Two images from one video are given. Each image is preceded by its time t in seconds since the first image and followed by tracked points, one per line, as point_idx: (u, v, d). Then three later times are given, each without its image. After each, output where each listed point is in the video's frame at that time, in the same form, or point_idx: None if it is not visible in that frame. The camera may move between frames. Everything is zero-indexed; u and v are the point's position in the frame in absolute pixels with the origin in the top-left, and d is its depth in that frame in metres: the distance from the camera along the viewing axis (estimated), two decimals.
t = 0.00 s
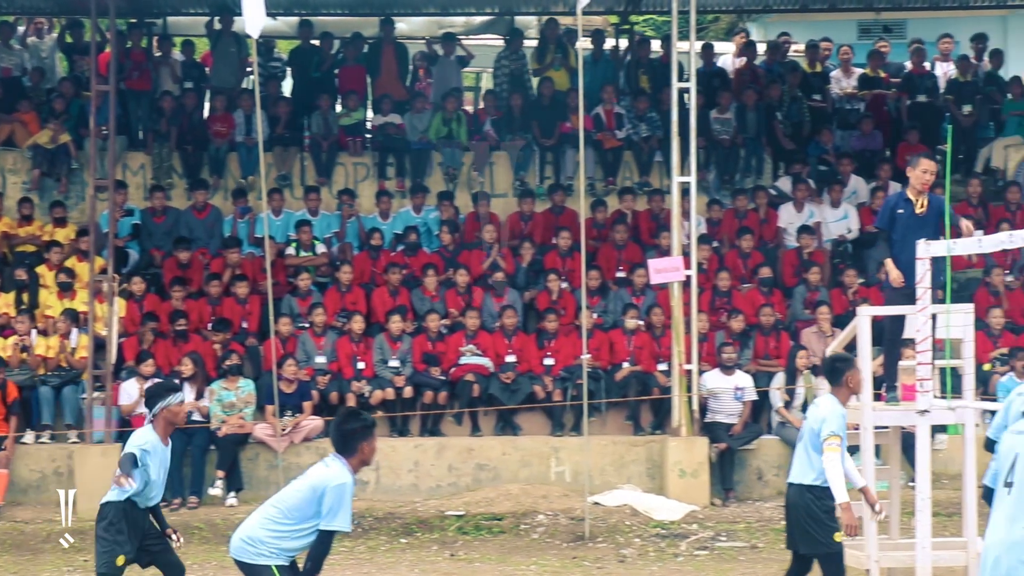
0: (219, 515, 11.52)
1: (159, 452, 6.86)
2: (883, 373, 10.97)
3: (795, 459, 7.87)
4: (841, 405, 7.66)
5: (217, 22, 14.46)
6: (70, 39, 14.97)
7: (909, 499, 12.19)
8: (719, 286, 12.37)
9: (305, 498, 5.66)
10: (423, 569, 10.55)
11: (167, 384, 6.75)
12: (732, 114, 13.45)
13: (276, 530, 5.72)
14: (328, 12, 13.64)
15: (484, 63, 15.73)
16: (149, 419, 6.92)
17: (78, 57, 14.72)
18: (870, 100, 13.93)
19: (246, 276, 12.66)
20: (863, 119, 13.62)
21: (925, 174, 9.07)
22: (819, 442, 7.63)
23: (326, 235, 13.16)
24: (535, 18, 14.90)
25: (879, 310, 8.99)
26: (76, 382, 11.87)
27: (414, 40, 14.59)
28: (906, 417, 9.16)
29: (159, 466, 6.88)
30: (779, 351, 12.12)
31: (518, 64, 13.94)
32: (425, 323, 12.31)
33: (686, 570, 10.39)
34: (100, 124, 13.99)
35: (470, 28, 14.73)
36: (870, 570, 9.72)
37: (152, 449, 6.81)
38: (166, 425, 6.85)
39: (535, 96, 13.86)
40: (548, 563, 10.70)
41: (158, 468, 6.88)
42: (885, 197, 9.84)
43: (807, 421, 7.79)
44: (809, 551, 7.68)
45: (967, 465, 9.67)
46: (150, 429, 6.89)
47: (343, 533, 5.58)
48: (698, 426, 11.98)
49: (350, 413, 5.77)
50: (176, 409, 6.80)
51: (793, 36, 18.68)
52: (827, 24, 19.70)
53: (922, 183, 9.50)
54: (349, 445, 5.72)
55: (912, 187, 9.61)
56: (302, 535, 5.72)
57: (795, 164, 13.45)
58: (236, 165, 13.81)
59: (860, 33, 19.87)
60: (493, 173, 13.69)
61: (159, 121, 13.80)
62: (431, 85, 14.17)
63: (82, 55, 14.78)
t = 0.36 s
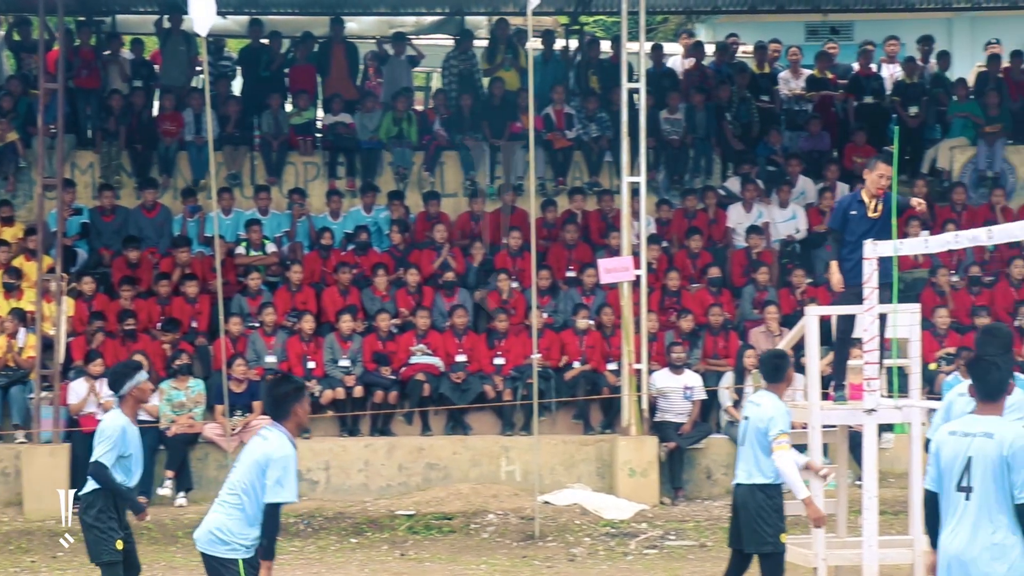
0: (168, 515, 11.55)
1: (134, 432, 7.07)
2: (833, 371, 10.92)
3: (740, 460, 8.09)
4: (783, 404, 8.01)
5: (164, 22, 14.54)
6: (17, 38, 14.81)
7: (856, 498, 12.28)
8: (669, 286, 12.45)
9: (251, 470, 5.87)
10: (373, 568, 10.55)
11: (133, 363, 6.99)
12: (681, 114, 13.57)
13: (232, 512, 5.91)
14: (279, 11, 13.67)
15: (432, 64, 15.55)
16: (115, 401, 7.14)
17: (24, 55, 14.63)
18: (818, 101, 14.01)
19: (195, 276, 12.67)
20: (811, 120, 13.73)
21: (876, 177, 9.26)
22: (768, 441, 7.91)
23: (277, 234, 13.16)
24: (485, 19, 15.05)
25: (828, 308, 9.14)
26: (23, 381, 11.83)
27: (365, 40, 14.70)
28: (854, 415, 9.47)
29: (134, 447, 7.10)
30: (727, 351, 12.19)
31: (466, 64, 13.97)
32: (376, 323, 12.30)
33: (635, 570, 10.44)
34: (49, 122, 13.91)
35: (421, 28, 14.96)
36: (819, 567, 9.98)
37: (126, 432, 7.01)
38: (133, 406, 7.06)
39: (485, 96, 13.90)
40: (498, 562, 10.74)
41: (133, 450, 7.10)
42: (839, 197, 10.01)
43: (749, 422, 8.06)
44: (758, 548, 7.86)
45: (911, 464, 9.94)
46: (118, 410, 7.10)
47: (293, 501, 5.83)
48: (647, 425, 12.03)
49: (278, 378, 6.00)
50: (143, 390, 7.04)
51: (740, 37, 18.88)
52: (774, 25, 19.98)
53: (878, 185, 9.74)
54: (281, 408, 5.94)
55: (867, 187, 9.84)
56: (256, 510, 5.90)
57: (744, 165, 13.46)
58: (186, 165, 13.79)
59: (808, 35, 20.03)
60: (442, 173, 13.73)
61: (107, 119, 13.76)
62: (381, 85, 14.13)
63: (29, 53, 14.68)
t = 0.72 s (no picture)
0: (108, 516, 11.45)
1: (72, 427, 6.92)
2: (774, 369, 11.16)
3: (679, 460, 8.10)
4: (721, 402, 8.10)
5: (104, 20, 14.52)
6: None
7: (795, 497, 12.35)
8: (610, 286, 12.42)
9: (185, 455, 6.07)
10: (315, 568, 10.51)
11: (64, 358, 6.78)
12: (624, 115, 13.49)
13: (178, 500, 6.08)
14: (221, 10, 14.00)
15: (376, 63, 15.97)
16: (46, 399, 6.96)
17: None
18: (758, 103, 14.11)
19: (136, 275, 12.67)
20: (752, 121, 13.84)
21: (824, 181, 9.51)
22: (708, 440, 7.97)
23: (218, 234, 13.14)
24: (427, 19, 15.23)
25: (770, 309, 9.52)
26: None
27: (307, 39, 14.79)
28: (794, 414, 9.74)
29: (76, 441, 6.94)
30: (669, 350, 12.24)
31: (408, 64, 14.16)
32: (318, 322, 12.28)
33: (578, 569, 10.45)
34: None
35: (362, 27, 14.81)
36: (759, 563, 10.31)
37: (66, 428, 6.84)
38: (66, 399, 6.89)
39: (428, 97, 13.91)
40: (441, 561, 10.72)
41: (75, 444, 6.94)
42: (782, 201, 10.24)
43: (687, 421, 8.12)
44: (701, 546, 7.81)
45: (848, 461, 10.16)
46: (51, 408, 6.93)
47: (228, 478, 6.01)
48: (589, 424, 12.09)
49: (198, 361, 6.21)
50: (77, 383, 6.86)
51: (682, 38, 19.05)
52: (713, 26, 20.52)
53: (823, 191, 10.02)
54: (205, 388, 6.14)
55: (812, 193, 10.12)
56: (198, 493, 6.07)
57: (686, 165, 13.66)
58: (126, 163, 13.90)
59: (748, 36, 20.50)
60: (385, 173, 13.76)
61: (47, 117, 13.64)
62: (323, 84, 14.29)
63: None
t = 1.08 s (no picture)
0: (44, 518, 11.32)
1: None
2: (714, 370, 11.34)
3: (621, 461, 8.07)
4: (663, 402, 8.13)
5: (39, 18, 14.26)
6: None
7: (735, 497, 12.39)
8: (551, 287, 12.43)
9: (119, 457, 6.01)
10: (256, 570, 10.45)
11: None
12: (564, 116, 13.68)
13: (118, 503, 6.03)
14: (160, 10, 14.11)
15: (316, 63, 16.28)
16: None
17: None
18: (699, 104, 14.22)
19: (73, 276, 12.51)
20: (692, 122, 13.91)
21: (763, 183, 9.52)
22: (651, 439, 7.98)
23: (157, 234, 13.07)
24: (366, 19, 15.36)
25: (711, 311, 9.56)
26: None
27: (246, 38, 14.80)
28: (734, 415, 9.88)
29: None
30: (609, 351, 12.28)
31: (349, 64, 14.14)
32: (258, 323, 12.23)
33: (518, 569, 10.44)
34: None
35: (303, 27, 14.90)
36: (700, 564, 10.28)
37: None
38: None
39: (370, 96, 13.89)
40: (381, 562, 10.70)
41: None
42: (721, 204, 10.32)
43: (629, 422, 8.11)
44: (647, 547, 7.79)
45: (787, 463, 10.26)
46: None
47: (163, 476, 5.96)
48: (530, 425, 12.08)
49: (124, 359, 6.13)
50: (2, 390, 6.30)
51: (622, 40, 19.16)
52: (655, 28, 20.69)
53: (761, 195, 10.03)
54: (129, 387, 6.08)
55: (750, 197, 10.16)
56: (137, 494, 6.02)
57: (626, 167, 13.68)
58: (63, 163, 13.71)
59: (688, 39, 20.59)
60: (326, 173, 13.75)
61: None
62: (263, 83, 14.35)
63: None
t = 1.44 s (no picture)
0: None
1: None
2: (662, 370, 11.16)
3: (571, 462, 7.97)
4: (612, 401, 8.08)
5: None
6: None
7: (682, 498, 12.39)
8: (499, 288, 12.40)
9: (62, 460, 6.05)
10: (201, 572, 10.35)
11: None
12: (511, 118, 13.69)
13: (65, 507, 6.07)
14: (104, 8, 13.92)
15: (262, 63, 16.38)
16: None
17: None
18: (646, 105, 14.29)
19: (15, 276, 12.39)
20: (639, 124, 13.92)
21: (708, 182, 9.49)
22: (604, 441, 7.90)
23: (102, 234, 13.00)
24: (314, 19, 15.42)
25: (657, 311, 9.46)
26: None
27: (191, 37, 15.01)
28: (682, 416, 9.76)
29: None
30: (557, 352, 12.29)
31: (295, 64, 14.23)
32: (204, 324, 12.16)
33: (464, 571, 10.40)
34: None
35: (248, 27, 15.08)
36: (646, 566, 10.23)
37: None
38: None
39: (317, 97, 13.91)
40: (327, 564, 10.64)
41: None
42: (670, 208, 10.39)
43: (579, 423, 8.01)
44: (601, 548, 7.75)
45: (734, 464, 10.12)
46: None
47: (105, 477, 5.98)
48: (477, 427, 12.01)
49: (65, 362, 6.19)
50: None
51: (570, 41, 19.29)
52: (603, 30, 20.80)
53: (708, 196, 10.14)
54: (70, 390, 6.14)
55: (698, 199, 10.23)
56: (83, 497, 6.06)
57: (573, 168, 13.60)
58: (5, 161, 13.65)
59: (636, 40, 20.80)
60: (272, 173, 13.70)
61: None
62: (209, 84, 14.38)
63: None
